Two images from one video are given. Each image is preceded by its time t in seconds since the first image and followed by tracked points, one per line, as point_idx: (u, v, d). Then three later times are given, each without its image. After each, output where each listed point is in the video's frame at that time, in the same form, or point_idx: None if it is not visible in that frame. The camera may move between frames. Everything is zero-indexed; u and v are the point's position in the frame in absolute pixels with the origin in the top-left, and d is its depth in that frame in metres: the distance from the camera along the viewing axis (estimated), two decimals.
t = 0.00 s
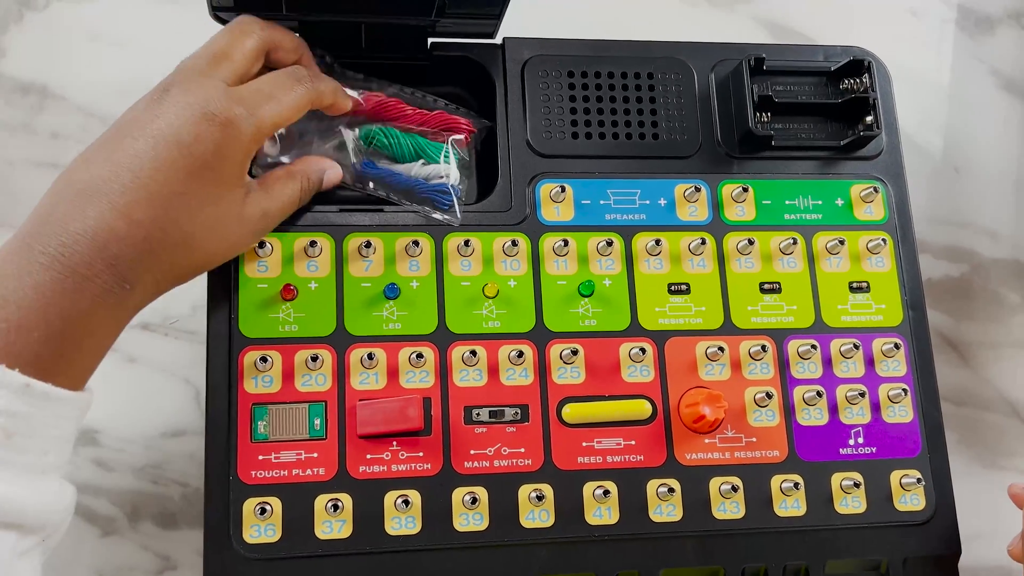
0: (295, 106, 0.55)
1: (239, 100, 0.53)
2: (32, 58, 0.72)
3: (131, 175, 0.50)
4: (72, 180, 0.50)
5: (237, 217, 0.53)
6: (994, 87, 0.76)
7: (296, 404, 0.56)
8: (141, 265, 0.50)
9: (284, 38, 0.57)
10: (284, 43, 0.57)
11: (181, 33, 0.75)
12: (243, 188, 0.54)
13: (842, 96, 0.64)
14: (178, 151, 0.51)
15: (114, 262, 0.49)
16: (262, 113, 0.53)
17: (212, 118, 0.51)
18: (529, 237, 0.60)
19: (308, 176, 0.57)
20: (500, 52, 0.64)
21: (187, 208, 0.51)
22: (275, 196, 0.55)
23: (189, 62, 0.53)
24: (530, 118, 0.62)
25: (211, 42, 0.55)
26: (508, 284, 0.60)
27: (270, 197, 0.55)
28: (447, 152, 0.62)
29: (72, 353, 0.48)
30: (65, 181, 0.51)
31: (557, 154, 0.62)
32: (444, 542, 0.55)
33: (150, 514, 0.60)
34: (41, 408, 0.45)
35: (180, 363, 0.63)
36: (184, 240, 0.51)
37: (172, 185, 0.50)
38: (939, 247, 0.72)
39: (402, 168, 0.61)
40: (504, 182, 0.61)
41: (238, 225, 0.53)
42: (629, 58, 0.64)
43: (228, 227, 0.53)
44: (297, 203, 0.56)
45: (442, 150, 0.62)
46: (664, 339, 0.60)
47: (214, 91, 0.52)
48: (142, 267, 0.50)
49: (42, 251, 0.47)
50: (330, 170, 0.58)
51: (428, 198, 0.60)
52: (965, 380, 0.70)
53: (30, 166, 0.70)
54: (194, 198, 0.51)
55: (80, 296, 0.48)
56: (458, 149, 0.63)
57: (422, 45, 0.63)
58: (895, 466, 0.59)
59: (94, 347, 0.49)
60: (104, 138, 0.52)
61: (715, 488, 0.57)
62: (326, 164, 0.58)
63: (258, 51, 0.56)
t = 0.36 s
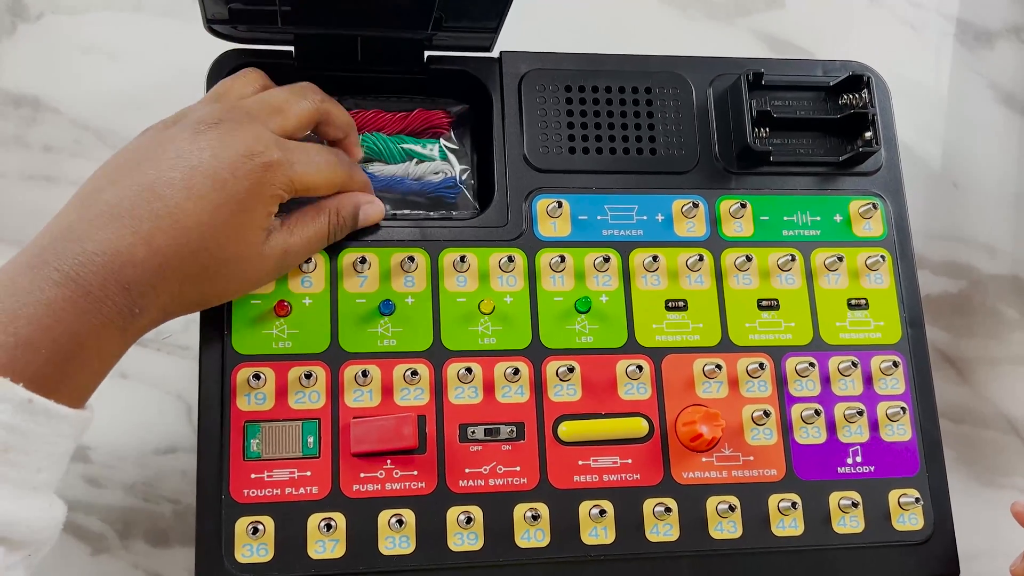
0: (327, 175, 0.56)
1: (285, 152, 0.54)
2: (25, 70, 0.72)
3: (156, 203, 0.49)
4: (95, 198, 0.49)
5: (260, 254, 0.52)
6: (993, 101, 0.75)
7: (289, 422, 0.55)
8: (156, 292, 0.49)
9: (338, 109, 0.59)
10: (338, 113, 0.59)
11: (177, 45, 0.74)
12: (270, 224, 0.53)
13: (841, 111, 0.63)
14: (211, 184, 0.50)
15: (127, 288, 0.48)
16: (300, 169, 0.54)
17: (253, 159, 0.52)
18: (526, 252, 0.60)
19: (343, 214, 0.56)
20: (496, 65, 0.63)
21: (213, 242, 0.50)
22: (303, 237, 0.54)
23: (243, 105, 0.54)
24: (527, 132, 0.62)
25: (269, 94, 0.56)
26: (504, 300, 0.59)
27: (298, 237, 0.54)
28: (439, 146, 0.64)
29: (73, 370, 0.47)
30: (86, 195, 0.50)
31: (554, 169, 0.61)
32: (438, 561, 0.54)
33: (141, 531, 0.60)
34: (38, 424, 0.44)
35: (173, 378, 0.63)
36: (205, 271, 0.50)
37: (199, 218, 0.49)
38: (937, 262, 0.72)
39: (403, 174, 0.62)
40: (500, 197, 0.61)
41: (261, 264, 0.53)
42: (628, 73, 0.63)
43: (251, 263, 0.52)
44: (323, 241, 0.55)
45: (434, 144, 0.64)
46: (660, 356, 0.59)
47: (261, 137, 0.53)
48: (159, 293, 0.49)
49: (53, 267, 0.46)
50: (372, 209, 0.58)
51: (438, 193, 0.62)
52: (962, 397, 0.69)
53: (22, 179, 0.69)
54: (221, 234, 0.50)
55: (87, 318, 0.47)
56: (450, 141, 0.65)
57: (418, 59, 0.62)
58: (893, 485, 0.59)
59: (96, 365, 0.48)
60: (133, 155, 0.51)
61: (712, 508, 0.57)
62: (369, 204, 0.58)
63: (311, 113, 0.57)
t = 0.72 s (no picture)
0: (135, 39, 0.47)
1: (81, 51, 0.48)
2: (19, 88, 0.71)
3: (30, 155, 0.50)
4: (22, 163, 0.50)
5: (149, 166, 0.51)
6: (993, 119, 0.75)
7: (281, 447, 0.55)
8: (89, 235, 0.52)
9: None
10: None
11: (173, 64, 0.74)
12: (141, 125, 0.51)
13: (837, 131, 0.63)
14: (65, 115, 0.49)
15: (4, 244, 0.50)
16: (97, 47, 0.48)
17: (71, 82, 0.49)
18: (521, 274, 0.60)
19: (228, 72, 0.51)
20: (491, 84, 0.63)
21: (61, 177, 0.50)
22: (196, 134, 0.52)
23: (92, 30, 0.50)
24: (522, 152, 0.62)
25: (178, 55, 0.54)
26: (499, 322, 0.59)
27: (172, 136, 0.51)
28: (434, 165, 0.63)
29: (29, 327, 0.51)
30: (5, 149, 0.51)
31: (549, 190, 0.61)
32: None
33: (133, 556, 0.60)
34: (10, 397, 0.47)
35: (165, 400, 0.62)
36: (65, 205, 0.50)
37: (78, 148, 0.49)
38: (935, 281, 0.71)
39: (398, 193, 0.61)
40: (495, 218, 0.61)
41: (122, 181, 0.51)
42: (623, 92, 0.63)
43: (137, 181, 0.51)
44: (223, 111, 0.53)
45: (429, 163, 0.63)
46: (656, 379, 0.59)
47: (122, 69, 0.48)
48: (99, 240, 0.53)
49: None
50: (257, 47, 0.52)
51: (432, 214, 0.62)
52: (960, 417, 0.69)
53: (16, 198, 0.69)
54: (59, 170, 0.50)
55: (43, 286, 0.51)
56: (445, 160, 0.64)
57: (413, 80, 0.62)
58: (890, 508, 0.58)
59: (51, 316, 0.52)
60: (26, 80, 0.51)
61: (708, 532, 0.57)
62: None
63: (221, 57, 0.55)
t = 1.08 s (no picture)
0: (120, 68, 0.51)
1: (85, 83, 0.52)
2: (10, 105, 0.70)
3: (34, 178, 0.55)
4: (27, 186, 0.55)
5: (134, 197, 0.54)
6: (996, 133, 0.75)
7: (274, 474, 0.54)
8: (86, 248, 0.56)
9: None
10: None
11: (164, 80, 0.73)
12: (129, 153, 0.54)
13: (839, 149, 0.62)
14: (65, 139, 0.53)
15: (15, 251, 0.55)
16: (95, 80, 0.52)
17: (69, 108, 0.53)
18: (517, 296, 0.59)
19: (217, 118, 0.52)
20: (488, 103, 0.62)
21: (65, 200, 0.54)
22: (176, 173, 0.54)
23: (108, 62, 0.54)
24: (518, 172, 0.61)
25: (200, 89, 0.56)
26: (495, 345, 0.58)
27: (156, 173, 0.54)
28: (431, 184, 0.62)
29: (31, 327, 0.55)
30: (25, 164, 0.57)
31: (546, 210, 0.60)
32: None
33: None
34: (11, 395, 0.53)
35: (157, 426, 0.61)
36: (70, 222, 0.54)
37: (71, 167, 0.53)
38: (938, 299, 0.70)
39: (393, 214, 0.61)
40: (491, 240, 0.60)
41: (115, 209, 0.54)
42: (621, 110, 0.62)
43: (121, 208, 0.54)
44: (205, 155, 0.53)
45: (425, 183, 0.62)
46: (655, 402, 0.58)
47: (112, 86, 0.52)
48: (92, 253, 0.56)
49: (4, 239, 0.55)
50: (253, 100, 0.51)
51: (428, 234, 0.61)
52: (963, 437, 0.68)
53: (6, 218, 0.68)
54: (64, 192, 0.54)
55: (44, 288, 0.55)
56: (441, 180, 0.63)
57: (409, 100, 0.61)
58: (892, 533, 0.57)
59: (59, 316, 0.57)
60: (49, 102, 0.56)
61: (707, 558, 0.56)
62: None
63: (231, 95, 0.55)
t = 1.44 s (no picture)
0: (93, 118, 0.50)
1: (50, 128, 0.51)
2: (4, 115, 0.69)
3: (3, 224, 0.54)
4: None
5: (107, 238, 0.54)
6: (1002, 140, 0.74)
7: (271, 491, 0.53)
8: (61, 291, 0.55)
9: (139, 35, 0.55)
10: (135, 35, 0.55)
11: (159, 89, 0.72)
12: (97, 194, 0.53)
13: (842, 158, 0.61)
14: (30, 183, 0.52)
15: None
16: (65, 129, 0.50)
17: (34, 154, 0.51)
18: (516, 308, 0.58)
19: (164, 141, 0.51)
20: (487, 113, 0.61)
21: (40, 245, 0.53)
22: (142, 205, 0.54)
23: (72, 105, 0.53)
24: (517, 183, 0.60)
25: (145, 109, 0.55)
26: (494, 359, 0.57)
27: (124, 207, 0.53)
28: (430, 196, 0.61)
29: (23, 367, 0.55)
30: None
31: (545, 221, 0.59)
32: None
33: None
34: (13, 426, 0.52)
35: (154, 441, 0.61)
36: (44, 266, 0.54)
37: (40, 213, 0.52)
38: (943, 308, 0.70)
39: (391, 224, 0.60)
40: (490, 251, 0.59)
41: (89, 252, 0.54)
42: (622, 119, 0.61)
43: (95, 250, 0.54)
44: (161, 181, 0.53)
45: (424, 195, 0.61)
46: (657, 416, 0.57)
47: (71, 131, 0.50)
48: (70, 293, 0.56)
49: None
50: (192, 111, 0.51)
51: (427, 246, 0.60)
52: (968, 449, 0.67)
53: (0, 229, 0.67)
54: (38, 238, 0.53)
55: (24, 332, 0.55)
56: (440, 191, 0.62)
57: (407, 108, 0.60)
58: (897, 548, 0.57)
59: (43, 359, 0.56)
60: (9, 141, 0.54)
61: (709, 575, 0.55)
62: (208, 68, 0.53)
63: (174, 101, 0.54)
